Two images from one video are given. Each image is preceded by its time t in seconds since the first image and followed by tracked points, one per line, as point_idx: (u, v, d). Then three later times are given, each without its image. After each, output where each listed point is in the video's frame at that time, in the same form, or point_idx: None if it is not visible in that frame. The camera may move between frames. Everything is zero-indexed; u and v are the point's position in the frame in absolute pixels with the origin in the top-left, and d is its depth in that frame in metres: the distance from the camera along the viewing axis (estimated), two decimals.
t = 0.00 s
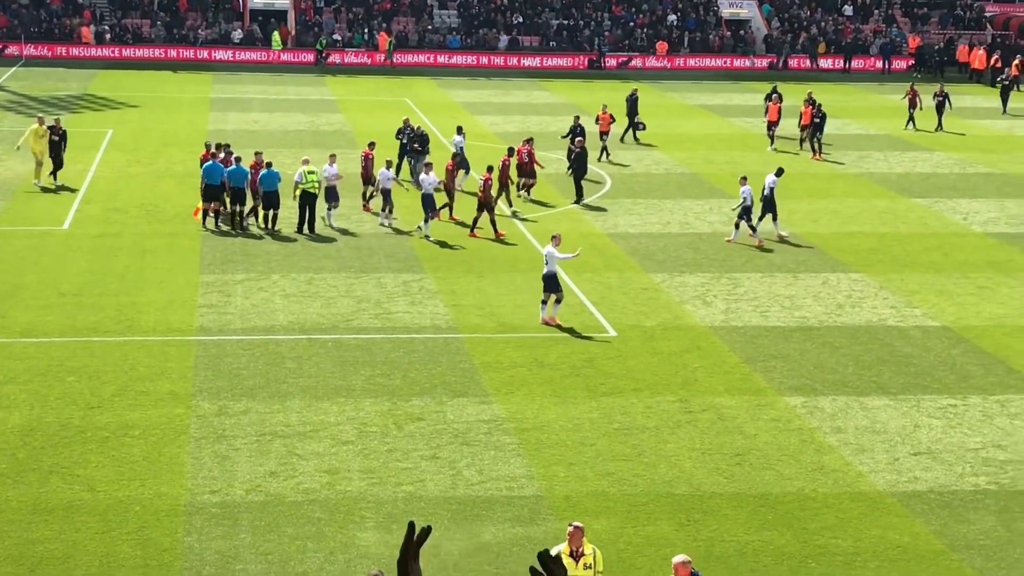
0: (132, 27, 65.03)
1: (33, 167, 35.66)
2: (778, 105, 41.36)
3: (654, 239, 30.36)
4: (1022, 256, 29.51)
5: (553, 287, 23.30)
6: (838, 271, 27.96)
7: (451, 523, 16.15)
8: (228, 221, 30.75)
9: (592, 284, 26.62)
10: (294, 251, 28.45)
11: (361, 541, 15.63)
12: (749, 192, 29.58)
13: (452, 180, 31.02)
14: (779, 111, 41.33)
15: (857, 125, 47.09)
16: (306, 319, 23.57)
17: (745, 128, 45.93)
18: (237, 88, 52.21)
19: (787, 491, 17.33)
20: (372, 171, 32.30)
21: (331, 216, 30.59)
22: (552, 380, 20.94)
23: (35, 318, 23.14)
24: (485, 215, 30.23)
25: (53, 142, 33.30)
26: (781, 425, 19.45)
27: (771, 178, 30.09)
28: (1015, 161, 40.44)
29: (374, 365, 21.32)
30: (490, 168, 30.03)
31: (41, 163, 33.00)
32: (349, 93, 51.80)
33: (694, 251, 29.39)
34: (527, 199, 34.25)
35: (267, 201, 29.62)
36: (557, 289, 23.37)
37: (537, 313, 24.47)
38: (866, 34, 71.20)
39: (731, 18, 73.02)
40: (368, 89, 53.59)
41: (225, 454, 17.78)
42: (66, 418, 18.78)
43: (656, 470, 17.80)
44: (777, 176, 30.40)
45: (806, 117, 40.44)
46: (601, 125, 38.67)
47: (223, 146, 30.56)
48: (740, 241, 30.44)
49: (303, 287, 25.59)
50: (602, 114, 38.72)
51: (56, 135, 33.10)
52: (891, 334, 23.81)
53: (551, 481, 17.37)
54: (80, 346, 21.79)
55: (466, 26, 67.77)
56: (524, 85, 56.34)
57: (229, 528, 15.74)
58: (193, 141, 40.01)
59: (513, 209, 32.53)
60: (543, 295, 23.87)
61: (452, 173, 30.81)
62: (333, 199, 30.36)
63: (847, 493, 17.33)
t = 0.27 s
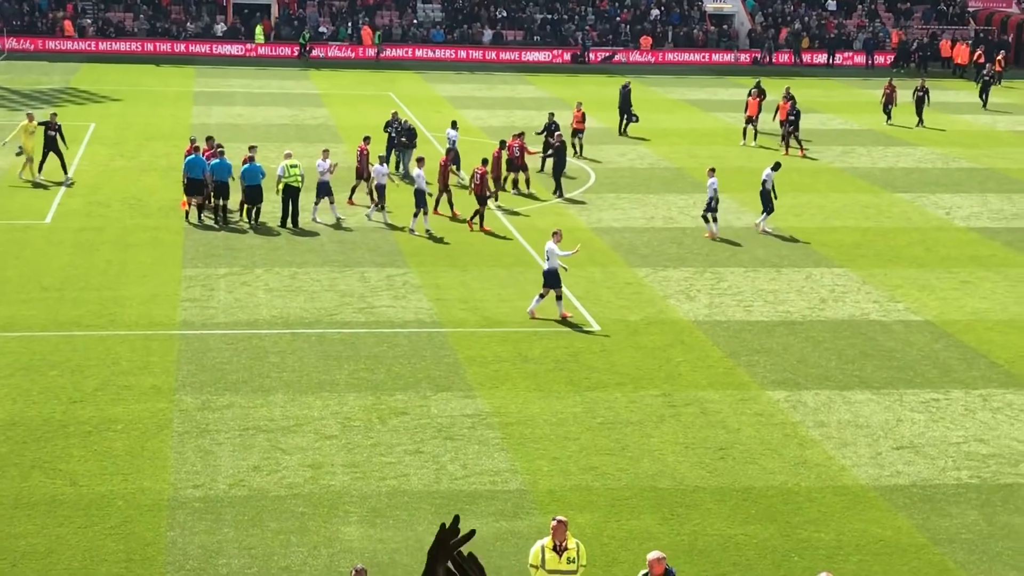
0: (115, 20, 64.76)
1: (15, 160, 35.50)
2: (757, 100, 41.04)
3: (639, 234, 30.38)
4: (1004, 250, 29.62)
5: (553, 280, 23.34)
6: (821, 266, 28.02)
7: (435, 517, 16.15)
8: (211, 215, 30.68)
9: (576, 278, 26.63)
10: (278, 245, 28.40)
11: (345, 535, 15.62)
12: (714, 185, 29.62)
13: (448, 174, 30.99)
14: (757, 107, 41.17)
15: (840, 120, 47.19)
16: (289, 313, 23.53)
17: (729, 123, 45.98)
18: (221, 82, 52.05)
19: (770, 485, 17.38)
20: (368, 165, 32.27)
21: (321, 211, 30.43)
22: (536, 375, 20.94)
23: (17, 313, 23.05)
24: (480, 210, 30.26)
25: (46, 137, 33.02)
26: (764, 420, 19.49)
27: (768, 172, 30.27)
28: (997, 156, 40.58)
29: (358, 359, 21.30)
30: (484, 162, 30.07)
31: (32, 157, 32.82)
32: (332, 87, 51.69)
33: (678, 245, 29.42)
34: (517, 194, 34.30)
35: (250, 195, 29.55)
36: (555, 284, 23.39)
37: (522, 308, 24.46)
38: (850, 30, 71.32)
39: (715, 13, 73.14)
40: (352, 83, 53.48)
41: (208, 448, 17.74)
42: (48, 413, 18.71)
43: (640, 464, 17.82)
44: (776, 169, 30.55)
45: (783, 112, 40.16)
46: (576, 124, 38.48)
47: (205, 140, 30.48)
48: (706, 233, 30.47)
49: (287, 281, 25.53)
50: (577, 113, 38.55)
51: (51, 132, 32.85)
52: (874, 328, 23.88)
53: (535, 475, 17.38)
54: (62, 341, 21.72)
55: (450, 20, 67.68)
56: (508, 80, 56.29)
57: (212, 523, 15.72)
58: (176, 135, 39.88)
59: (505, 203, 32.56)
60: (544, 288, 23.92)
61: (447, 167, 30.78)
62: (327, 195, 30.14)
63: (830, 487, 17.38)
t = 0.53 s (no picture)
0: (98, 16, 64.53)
1: None
2: (735, 100, 40.80)
3: (623, 231, 30.42)
4: (987, 247, 29.75)
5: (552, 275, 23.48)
6: (805, 262, 28.10)
7: (420, 514, 16.16)
8: (195, 211, 30.61)
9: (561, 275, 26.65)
10: (262, 241, 28.36)
11: (329, 532, 15.61)
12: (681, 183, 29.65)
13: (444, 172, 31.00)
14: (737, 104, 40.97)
15: (824, 117, 47.31)
16: (274, 310, 23.50)
17: (713, 120, 46.05)
18: (204, 79, 51.92)
19: (754, 481, 17.43)
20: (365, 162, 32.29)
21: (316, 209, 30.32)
22: (520, 371, 20.95)
23: None
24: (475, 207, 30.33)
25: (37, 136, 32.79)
26: (747, 416, 19.54)
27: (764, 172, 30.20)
28: (980, 153, 40.73)
29: (342, 356, 21.29)
30: (477, 159, 30.19)
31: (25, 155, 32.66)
32: (317, 84, 51.61)
33: (662, 242, 29.46)
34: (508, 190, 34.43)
35: (234, 192, 29.50)
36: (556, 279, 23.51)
37: (506, 304, 24.48)
38: (833, 27, 71.52)
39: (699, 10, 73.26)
40: (336, 80, 53.40)
41: (192, 445, 17.72)
42: (31, 410, 18.66)
43: (624, 460, 17.85)
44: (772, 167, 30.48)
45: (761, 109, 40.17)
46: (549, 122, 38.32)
47: (189, 137, 30.42)
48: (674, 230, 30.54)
49: (272, 278, 25.49)
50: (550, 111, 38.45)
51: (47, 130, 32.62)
52: (857, 324, 23.96)
53: (519, 471, 17.39)
54: (45, 337, 21.65)
55: (435, 17, 67.64)
56: (492, 76, 56.28)
57: (196, 520, 15.69)
58: (159, 131, 39.77)
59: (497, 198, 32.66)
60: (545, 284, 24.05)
61: (442, 164, 30.81)
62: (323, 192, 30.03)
63: (813, 483, 17.43)
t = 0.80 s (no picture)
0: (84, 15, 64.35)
1: None
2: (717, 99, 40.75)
3: (611, 230, 30.44)
4: (973, 245, 29.85)
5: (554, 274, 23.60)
6: (791, 261, 28.16)
7: (406, 513, 16.16)
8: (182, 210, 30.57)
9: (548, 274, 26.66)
10: (248, 240, 28.33)
11: (316, 531, 15.60)
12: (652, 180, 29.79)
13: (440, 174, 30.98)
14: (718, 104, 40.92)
15: (811, 116, 47.42)
16: (260, 309, 23.47)
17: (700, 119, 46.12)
18: (191, 77, 51.83)
19: (741, 479, 17.46)
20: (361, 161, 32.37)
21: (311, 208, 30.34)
22: (507, 370, 20.96)
23: None
24: (471, 206, 30.44)
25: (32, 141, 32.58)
26: (734, 415, 19.58)
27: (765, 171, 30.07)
28: (966, 152, 40.85)
29: (329, 355, 21.28)
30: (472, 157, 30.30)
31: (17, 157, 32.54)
32: (304, 83, 51.55)
33: (649, 241, 29.50)
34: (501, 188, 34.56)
35: (220, 191, 29.47)
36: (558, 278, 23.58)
37: (493, 303, 24.49)
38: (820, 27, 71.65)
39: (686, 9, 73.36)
40: (323, 78, 53.36)
41: (178, 444, 17.69)
42: (18, 409, 18.62)
43: (611, 459, 17.88)
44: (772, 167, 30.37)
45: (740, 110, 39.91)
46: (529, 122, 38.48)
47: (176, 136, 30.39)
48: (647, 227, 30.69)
49: (258, 277, 25.46)
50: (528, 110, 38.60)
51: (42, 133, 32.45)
52: (843, 323, 24.03)
53: (506, 470, 17.40)
54: (31, 337, 21.60)
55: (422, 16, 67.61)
56: (479, 75, 56.28)
57: (183, 519, 15.67)
58: (146, 130, 39.70)
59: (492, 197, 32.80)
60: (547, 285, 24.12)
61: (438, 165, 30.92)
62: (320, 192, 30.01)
63: (800, 481, 17.48)
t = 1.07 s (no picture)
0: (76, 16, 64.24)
1: None
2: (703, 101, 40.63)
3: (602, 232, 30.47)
4: (964, 247, 29.90)
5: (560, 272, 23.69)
6: (783, 263, 28.18)
7: (398, 515, 16.14)
8: (174, 212, 30.53)
9: (539, 276, 26.67)
10: (240, 242, 28.30)
11: (308, 533, 15.58)
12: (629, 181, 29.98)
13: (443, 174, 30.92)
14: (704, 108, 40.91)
15: (802, 118, 47.49)
16: (252, 311, 23.44)
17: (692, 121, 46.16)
18: (182, 79, 51.78)
19: (732, 481, 17.47)
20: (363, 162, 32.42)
21: (312, 210, 30.38)
22: (498, 372, 20.96)
23: None
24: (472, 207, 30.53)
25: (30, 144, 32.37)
26: (726, 416, 19.60)
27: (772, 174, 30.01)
28: (958, 154, 40.92)
29: (321, 357, 21.25)
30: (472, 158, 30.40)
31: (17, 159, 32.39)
32: (295, 84, 51.53)
33: (641, 243, 29.51)
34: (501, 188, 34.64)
35: (213, 193, 29.45)
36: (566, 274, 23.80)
37: (485, 305, 24.48)
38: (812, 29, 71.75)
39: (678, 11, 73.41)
40: (315, 80, 53.32)
41: (170, 447, 17.66)
42: (9, 411, 18.57)
43: (603, 461, 17.88)
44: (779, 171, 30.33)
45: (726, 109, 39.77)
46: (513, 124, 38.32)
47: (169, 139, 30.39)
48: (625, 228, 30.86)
49: (250, 279, 25.43)
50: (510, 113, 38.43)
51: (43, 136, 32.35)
52: (835, 325, 24.06)
53: (497, 472, 17.40)
54: (22, 338, 21.56)
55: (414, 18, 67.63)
56: (471, 77, 56.29)
57: (174, 521, 15.65)
58: (137, 131, 39.65)
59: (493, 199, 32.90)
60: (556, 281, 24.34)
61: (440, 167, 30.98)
62: (321, 195, 29.95)
63: (791, 483, 17.50)
